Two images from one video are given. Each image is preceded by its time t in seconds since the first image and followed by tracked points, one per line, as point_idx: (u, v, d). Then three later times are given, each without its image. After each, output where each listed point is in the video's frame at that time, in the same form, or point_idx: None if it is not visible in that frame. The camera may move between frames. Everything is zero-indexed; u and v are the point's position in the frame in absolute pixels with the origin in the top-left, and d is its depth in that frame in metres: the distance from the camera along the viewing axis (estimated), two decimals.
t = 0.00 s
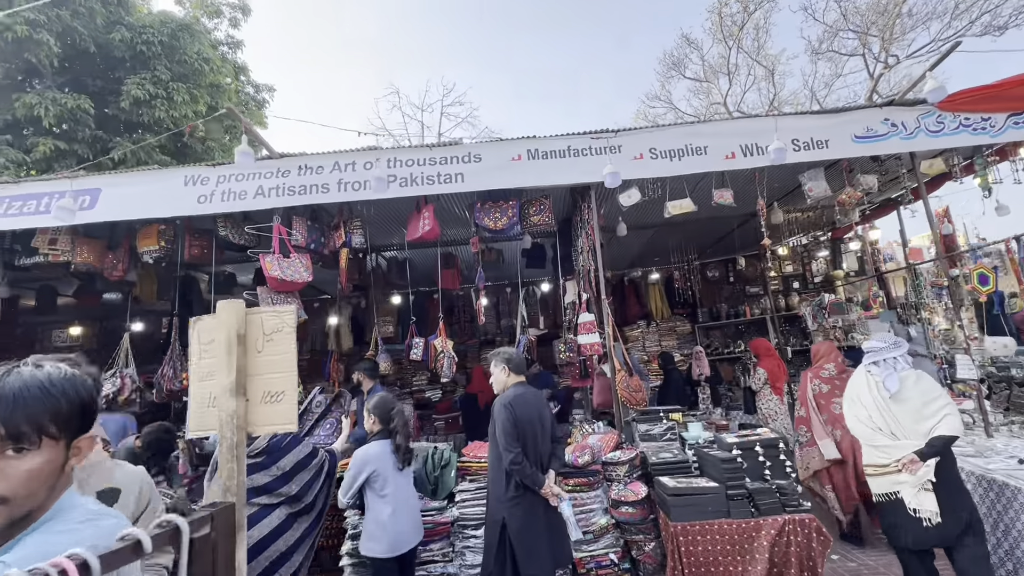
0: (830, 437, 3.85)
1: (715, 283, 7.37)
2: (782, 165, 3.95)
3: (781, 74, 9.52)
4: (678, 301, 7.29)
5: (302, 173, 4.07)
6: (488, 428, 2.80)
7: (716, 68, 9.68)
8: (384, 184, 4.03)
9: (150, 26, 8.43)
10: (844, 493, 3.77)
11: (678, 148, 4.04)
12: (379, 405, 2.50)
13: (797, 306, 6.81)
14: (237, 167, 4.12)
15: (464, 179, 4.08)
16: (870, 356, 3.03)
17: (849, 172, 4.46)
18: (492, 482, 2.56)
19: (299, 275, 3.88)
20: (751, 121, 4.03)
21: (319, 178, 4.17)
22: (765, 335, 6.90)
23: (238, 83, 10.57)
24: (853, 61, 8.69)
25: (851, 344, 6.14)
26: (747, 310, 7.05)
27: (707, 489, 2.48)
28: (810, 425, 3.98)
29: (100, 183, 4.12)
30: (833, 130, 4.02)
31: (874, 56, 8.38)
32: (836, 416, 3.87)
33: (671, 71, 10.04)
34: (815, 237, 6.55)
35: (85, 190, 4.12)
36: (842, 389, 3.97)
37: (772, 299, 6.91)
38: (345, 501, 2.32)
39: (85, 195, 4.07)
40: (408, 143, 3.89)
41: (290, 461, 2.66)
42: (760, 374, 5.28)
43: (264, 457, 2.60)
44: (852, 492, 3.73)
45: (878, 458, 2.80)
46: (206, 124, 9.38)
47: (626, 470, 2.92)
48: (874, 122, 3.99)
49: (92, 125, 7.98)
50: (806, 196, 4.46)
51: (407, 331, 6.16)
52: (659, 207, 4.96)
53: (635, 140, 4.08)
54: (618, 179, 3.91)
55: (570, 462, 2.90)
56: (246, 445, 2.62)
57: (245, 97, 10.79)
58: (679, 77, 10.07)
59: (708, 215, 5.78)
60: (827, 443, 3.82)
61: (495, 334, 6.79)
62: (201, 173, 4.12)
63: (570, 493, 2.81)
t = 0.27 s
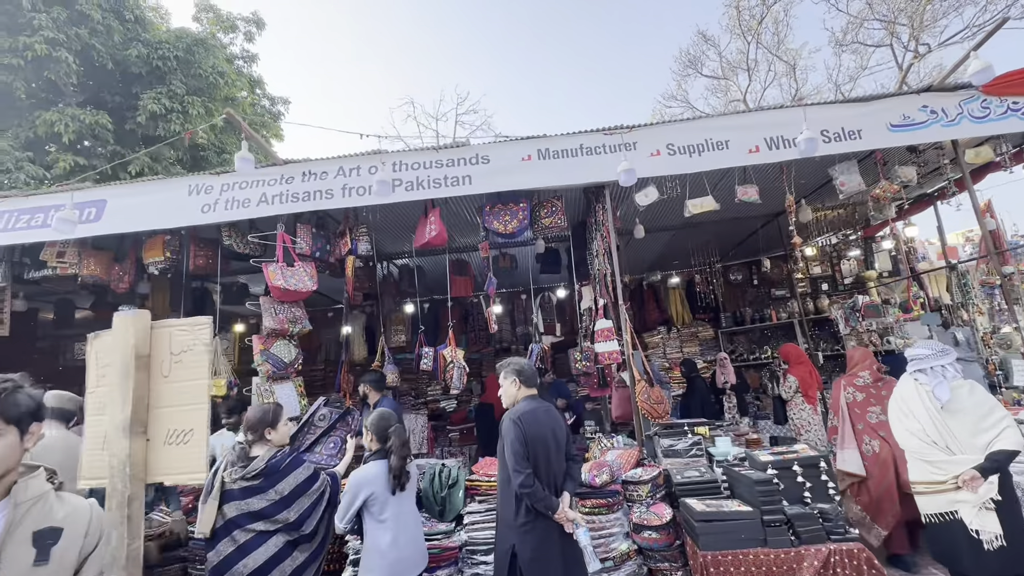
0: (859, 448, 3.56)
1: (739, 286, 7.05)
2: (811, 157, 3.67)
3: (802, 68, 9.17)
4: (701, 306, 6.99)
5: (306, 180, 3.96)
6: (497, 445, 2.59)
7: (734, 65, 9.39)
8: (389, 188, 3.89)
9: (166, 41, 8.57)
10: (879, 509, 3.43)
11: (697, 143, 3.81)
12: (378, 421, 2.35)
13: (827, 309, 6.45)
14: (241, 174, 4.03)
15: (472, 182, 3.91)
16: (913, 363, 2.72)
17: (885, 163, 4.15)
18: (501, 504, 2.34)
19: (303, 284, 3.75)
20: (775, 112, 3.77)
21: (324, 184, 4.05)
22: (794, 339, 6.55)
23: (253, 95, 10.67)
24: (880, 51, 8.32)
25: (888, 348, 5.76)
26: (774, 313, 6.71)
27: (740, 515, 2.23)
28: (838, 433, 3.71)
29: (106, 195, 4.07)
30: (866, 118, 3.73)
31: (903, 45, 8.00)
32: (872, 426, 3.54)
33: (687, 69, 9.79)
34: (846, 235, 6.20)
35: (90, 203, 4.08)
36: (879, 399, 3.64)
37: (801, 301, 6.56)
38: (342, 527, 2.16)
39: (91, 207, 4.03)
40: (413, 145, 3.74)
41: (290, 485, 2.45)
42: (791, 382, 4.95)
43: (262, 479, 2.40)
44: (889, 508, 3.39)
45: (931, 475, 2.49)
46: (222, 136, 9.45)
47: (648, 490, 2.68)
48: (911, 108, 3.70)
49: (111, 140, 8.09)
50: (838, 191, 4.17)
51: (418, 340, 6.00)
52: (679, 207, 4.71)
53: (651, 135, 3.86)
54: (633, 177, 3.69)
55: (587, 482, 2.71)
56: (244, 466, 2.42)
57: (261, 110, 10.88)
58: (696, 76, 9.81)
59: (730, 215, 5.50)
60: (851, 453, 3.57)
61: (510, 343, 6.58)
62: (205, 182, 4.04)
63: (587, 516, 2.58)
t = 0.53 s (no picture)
0: (905, 449, 3.29)
1: (767, 284, 6.71)
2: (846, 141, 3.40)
3: (833, 55, 8.74)
4: (727, 305, 6.67)
5: (313, 178, 3.87)
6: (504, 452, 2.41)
7: (759, 55, 9.03)
8: (396, 185, 3.78)
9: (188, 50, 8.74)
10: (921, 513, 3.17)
11: (720, 129, 3.57)
12: (376, 425, 2.21)
13: (864, 307, 6.07)
14: (249, 174, 3.98)
15: (482, 176, 3.76)
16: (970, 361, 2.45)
17: (927, 147, 3.83)
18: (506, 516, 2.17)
19: (310, 284, 3.67)
20: (805, 94, 3.51)
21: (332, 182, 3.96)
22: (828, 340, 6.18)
23: (274, 101, 10.81)
24: (917, 33, 7.85)
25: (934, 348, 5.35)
26: (807, 312, 6.35)
27: (772, 532, 2.01)
28: (882, 433, 3.47)
29: (118, 198, 4.08)
30: (907, 98, 3.44)
31: (943, 26, 7.51)
32: (921, 427, 3.24)
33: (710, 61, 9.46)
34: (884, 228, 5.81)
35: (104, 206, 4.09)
36: (932, 400, 3.31)
37: (836, 299, 6.19)
38: (336, 539, 2.02)
39: (104, 210, 4.04)
40: (419, 139, 3.62)
41: (290, 493, 2.30)
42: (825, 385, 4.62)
43: (261, 486, 2.24)
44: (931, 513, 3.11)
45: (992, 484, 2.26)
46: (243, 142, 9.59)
47: (669, 502, 2.48)
48: (957, 85, 3.39)
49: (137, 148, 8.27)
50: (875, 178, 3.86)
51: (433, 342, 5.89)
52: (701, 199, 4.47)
53: (670, 123, 3.64)
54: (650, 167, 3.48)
55: (601, 492, 2.51)
56: (243, 472, 2.26)
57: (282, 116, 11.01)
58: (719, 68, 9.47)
59: (757, 208, 5.21)
60: (893, 454, 3.34)
61: (527, 344, 6.41)
62: (214, 183, 4.00)
63: (601, 531, 2.38)
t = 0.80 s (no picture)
0: (966, 460, 2.91)
1: (804, 281, 6.32)
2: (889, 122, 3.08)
3: (875, 36, 8.19)
4: (760, 303, 6.32)
5: (322, 177, 3.82)
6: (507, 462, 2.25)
7: (793, 39, 8.56)
8: (405, 182, 3.67)
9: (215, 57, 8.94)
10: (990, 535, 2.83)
11: (747, 114, 3.31)
12: (371, 434, 2.08)
13: (912, 304, 5.62)
14: (259, 175, 3.96)
15: (492, 171, 3.61)
16: None
17: (984, 127, 3.45)
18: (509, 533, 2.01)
19: (319, 285, 3.61)
20: (841, 73, 3.21)
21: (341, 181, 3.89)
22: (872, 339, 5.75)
23: (300, 105, 10.96)
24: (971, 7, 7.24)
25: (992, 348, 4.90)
26: (847, 310, 5.94)
27: (805, 560, 1.77)
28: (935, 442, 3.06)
29: (136, 202, 4.13)
30: (960, 72, 3.09)
31: None
32: (981, 437, 2.91)
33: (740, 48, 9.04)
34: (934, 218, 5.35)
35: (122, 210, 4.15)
36: (991, 405, 2.99)
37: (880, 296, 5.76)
38: (327, 554, 1.90)
39: (122, 214, 4.10)
40: (427, 134, 3.50)
41: (285, 503, 2.20)
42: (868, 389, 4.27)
43: (255, 496, 2.15)
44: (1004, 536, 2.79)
45: None
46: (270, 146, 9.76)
47: (689, 518, 2.28)
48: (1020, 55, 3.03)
49: (168, 154, 8.51)
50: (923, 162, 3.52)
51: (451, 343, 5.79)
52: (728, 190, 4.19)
53: (691, 109, 3.40)
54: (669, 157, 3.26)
55: (613, 507, 2.31)
56: (238, 479, 2.17)
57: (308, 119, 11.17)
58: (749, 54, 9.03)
59: (791, 199, 4.87)
60: (958, 468, 2.91)
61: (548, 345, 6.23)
62: (226, 185, 4.00)
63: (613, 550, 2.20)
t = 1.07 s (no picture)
0: None
1: (851, 271, 5.89)
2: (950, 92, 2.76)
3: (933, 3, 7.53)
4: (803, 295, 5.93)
5: (340, 170, 3.77)
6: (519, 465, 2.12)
7: (840, 12, 7.99)
8: (422, 173, 3.58)
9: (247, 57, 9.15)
10: None
11: (785, 89, 3.03)
12: (376, 434, 1.98)
13: (975, 295, 5.14)
14: (279, 170, 3.96)
15: (510, 159, 3.47)
16: None
17: None
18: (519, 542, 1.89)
19: (338, 279, 3.57)
20: (894, 39, 2.89)
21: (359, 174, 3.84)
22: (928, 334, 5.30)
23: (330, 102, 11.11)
24: None
25: None
26: (901, 302, 5.49)
27: None
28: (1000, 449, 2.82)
29: (164, 199, 4.22)
30: None
31: None
32: None
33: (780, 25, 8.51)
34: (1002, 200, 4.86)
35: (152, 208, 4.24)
36: None
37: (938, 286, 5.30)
38: (331, 558, 1.82)
39: (152, 212, 4.19)
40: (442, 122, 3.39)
41: (293, 502, 2.16)
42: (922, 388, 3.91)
43: (262, 494, 2.11)
44: None
45: None
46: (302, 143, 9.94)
47: (719, 529, 2.11)
48: None
49: (206, 154, 8.77)
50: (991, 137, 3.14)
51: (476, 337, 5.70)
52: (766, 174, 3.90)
53: (724, 86, 3.15)
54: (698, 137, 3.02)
55: (635, 515, 2.14)
56: (246, 477, 2.13)
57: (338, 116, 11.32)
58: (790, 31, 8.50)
59: (837, 182, 4.51)
60: None
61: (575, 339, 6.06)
62: (248, 180, 4.02)
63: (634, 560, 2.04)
